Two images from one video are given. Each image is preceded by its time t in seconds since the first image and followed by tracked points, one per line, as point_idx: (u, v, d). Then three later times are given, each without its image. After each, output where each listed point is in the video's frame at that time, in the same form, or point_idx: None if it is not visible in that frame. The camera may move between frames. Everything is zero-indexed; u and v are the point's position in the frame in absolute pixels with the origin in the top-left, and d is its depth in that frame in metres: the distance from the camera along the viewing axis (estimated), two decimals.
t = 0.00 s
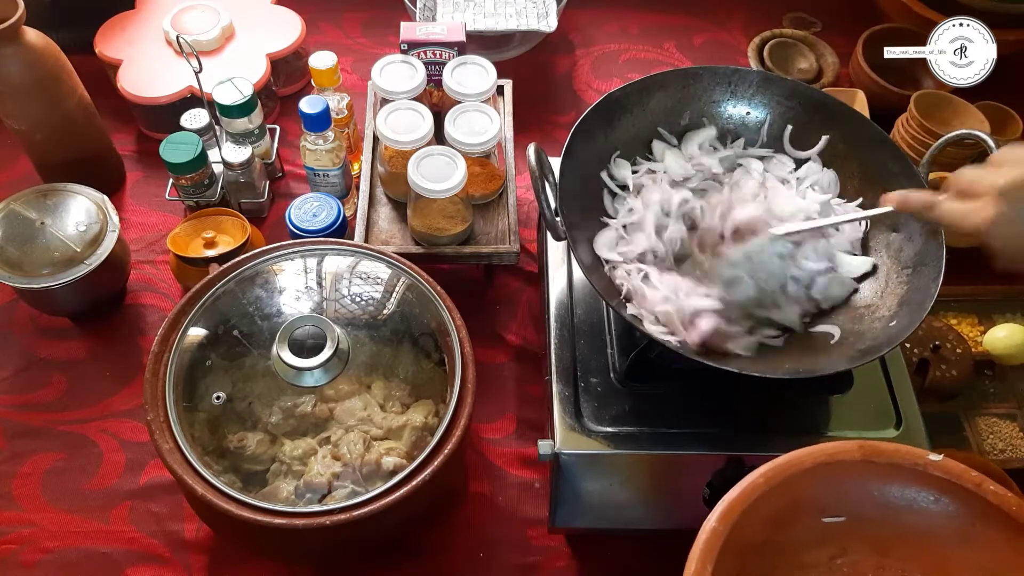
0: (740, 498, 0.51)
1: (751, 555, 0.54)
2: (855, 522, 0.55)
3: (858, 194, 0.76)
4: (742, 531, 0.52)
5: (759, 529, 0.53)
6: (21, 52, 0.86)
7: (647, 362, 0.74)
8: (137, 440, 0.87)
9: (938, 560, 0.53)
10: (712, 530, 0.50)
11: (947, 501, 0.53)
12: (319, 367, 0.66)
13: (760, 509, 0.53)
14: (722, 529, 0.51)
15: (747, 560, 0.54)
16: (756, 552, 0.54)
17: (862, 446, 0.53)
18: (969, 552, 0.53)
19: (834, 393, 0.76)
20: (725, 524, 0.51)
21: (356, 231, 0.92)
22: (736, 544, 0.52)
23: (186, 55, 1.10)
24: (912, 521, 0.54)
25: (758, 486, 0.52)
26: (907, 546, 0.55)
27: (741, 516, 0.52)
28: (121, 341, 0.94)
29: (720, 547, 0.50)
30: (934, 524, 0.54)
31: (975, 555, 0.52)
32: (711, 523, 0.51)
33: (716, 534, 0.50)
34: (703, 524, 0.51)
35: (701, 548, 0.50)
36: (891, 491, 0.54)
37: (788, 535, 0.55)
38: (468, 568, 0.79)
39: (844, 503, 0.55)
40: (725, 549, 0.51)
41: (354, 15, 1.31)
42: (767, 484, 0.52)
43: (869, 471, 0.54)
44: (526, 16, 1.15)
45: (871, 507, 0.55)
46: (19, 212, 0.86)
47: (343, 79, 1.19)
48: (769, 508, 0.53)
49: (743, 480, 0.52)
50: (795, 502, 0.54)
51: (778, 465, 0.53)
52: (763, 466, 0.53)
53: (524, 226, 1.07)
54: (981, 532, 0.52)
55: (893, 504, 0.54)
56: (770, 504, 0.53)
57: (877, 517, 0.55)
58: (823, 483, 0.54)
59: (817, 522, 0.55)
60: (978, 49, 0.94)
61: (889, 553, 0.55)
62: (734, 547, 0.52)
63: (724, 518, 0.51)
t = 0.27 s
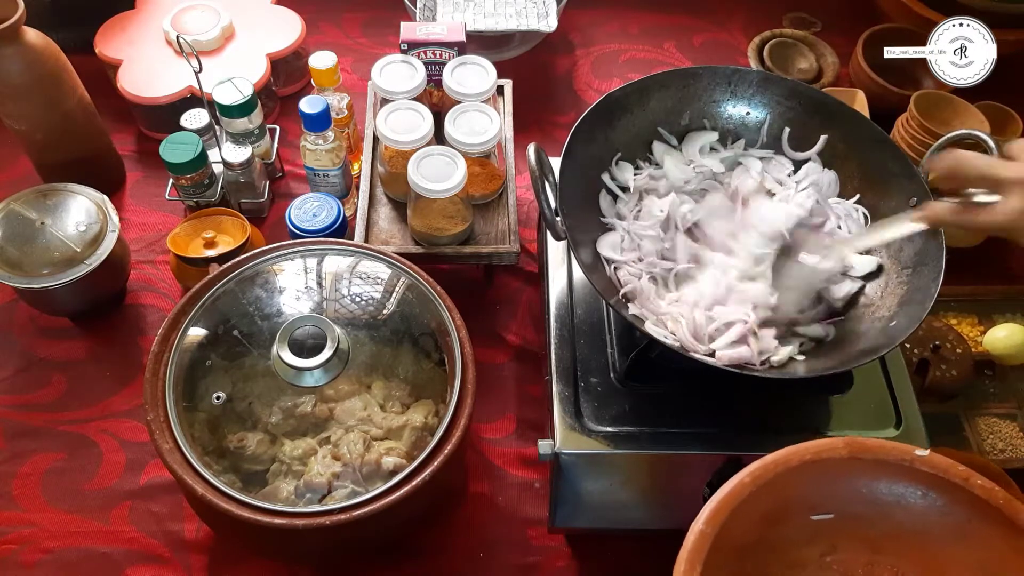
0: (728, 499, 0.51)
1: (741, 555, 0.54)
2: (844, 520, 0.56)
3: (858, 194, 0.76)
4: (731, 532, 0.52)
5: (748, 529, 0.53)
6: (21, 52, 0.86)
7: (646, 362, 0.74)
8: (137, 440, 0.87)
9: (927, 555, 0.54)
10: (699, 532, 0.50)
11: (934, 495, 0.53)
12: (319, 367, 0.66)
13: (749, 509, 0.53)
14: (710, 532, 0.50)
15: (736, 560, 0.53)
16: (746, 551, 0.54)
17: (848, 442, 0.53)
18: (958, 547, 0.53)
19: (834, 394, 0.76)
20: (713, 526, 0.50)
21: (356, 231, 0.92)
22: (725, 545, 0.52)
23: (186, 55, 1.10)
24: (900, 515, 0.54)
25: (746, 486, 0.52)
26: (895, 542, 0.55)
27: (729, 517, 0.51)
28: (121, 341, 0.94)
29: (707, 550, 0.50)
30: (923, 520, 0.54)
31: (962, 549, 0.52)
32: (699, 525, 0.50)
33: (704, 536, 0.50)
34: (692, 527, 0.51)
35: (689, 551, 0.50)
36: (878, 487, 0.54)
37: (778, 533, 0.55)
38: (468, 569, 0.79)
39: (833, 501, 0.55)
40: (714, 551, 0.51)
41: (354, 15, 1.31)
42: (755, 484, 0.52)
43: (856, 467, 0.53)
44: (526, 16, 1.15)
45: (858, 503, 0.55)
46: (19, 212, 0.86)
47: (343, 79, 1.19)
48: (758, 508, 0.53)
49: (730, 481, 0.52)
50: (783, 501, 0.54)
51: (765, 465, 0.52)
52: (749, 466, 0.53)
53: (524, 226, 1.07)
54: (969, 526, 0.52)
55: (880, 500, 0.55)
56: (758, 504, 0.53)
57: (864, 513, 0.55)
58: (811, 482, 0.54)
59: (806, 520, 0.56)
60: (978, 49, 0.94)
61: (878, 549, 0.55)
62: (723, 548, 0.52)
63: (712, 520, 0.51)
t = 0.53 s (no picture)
0: (733, 507, 0.51)
1: (746, 562, 0.54)
2: (849, 527, 0.56)
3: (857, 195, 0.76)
4: (735, 540, 0.52)
5: (752, 536, 0.53)
6: (21, 52, 0.86)
7: (646, 362, 0.74)
8: (137, 441, 0.87)
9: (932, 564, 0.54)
10: (705, 540, 0.50)
11: (940, 505, 0.53)
12: (319, 367, 0.66)
13: (752, 517, 0.53)
14: (715, 540, 0.50)
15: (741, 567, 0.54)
16: (751, 559, 0.54)
17: (853, 451, 0.53)
18: (965, 558, 0.52)
19: (834, 394, 0.76)
20: (718, 534, 0.50)
21: (356, 231, 0.92)
22: (730, 553, 0.52)
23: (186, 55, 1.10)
24: (906, 524, 0.54)
25: (751, 494, 0.52)
26: (903, 551, 0.55)
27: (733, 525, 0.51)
28: (121, 341, 0.94)
29: (713, 557, 0.50)
30: (929, 529, 0.53)
31: (969, 560, 0.52)
32: (705, 533, 0.50)
33: (709, 544, 0.50)
34: (697, 535, 0.50)
35: (694, 559, 0.50)
36: (884, 496, 0.54)
37: (782, 541, 0.55)
38: (469, 569, 0.79)
39: (838, 509, 0.55)
40: (718, 559, 0.51)
41: (354, 15, 1.31)
42: (760, 492, 0.52)
43: (861, 476, 0.53)
44: (526, 16, 1.15)
45: (864, 512, 0.55)
46: (19, 212, 0.86)
47: (343, 79, 1.19)
48: (762, 516, 0.53)
49: (736, 488, 0.52)
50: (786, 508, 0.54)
51: (771, 474, 0.52)
52: (755, 474, 0.53)
53: (524, 226, 1.07)
54: (976, 536, 0.52)
55: (886, 509, 0.54)
56: (762, 512, 0.53)
57: (869, 521, 0.55)
58: (815, 490, 0.54)
59: (811, 527, 0.56)
60: (978, 49, 0.93)
61: (885, 558, 0.55)
62: (727, 556, 0.52)
63: (716, 528, 0.50)
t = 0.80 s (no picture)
0: (732, 510, 0.51)
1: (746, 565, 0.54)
2: (848, 528, 0.56)
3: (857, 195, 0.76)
4: (735, 542, 0.52)
5: (752, 538, 0.53)
6: (21, 52, 0.86)
7: (647, 361, 0.74)
8: (137, 441, 0.87)
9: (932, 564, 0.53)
10: (704, 542, 0.50)
11: (939, 504, 0.53)
12: (319, 367, 0.66)
13: (751, 518, 0.53)
14: (714, 542, 0.50)
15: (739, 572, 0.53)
16: (751, 561, 0.54)
17: (852, 450, 0.53)
18: (964, 557, 0.52)
19: (834, 394, 0.76)
20: (717, 536, 0.50)
21: (356, 231, 0.92)
22: (730, 555, 0.52)
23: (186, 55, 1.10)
24: (906, 524, 0.54)
25: (750, 494, 0.52)
26: (900, 550, 0.55)
27: (732, 528, 0.51)
28: (121, 341, 0.94)
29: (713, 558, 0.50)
30: (929, 529, 0.53)
31: (968, 560, 0.52)
32: (704, 535, 0.50)
33: (709, 546, 0.50)
34: (696, 537, 0.51)
35: (694, 560, 0.50)
36: (883, 496, 0.54)
37: (782, 542, 0.55)
38: (469, 569, 0.79)
39: (837, 509, 0.55)
40: (718, 561, 0.51)
41: (354, 15, 1.31)
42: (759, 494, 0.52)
43: (860, 475, 0.53)
44: (526, 16, 1.15)
45: (863, 512, 0.55)
46: (19, 212, 0.86)
47: (343, 79, 1.19)
48: (761, 517, 0.53)
49: (735, 489, 0.52)
50: (786, 510, 0.54)
51: (770, 475, 0.52)
52: (754, 474, 0.53)
53: (524, 226, 1.07)
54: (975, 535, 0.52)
55: (885, 509, 0.54)
56: (761, 513, 0.53)
57: (868, 521, 0.55)
58: (815, 490, 0.54)
59: (811, 529, 0.55)
60: (978, 49, 0.94)
61: (884, 557, 0.55)
62: (727, 558, 0.52)
63: (716, 529, 0.51)
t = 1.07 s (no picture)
0: (737, 499, 0.51)
1: (751, 556, 0.53)
2: (853, 520, 0.55)
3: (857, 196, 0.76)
4: (740, 533, 0.52)
5: (758, 530, 0.53)
6: (21, 52, 0.86)
7: (647, 361, 0.74)
8: (137, 441, 0.87)
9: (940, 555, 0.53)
10: (710, 531, 0.50)
11: (946, 497, 0.53)
12: (319, 367, 0.66)
13: (757, 509, 0.53)
14: (720, 530, 0.50)
15: (743, 562, 0.52)
16: (756, 553, 0.53)
17: (860, 442, 0.53)
18: (969, 551, 0.52)
19: (834, 394, 0.76)
20: (723, 525, 0.50)
21: (356, 231, 0.92)
22: (735, 545, 0.52)
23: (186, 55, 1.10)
24: (912, 517, 0.54)
25: (756, 485, 0.52)
26: (907, 543, 0.54)
27: (738, 518, 0.51)
28: (121, 341, 0.94)
29: (719, 548, 0.50)
30: (935, 522, 0.53)
31: (972, 554, 0.52)
32: (710, 524, 0.50)
33: (714, 535, 0.50)
34: (701, 526, 0.51)
35: (699, 549, 0.50)
36: (889, 489, 0.54)
37: (788, 534, 0.55)
38: (469, 569, 0.79)
39: (844, 501, 0.55)
40: (723, 551, 0.51)
41: (354, 15, 1.31)
42: (764, 484, 0.52)
43: (868, 467, 0.54)
44: (526, 16, 1.15)
45: (870, 504, 0.55)
46: (19, 212, 0.86)
47: (343, 79, 1.19)
48: (766, 508, 0.53)
49: (741, 479, 0.52)
50: (792, 502, 0.54)
51: (776, 464, 0.53)
52: (759, 465, 0.53)
53: (524, 226, 1.07)
54: (983, 527, 0.52)
55: (892, 501, 0.54)
56: (766, 504, 0.53)
57: (873, 514, 0.55)
58: (821, 481, 0.54)
59: (816, 521, 0.55)
60: (978, 49, 0.94)
61: (888, 551, 0.54)
62: (733, 548, 0.52)
63: (721, 518, 0.51)
